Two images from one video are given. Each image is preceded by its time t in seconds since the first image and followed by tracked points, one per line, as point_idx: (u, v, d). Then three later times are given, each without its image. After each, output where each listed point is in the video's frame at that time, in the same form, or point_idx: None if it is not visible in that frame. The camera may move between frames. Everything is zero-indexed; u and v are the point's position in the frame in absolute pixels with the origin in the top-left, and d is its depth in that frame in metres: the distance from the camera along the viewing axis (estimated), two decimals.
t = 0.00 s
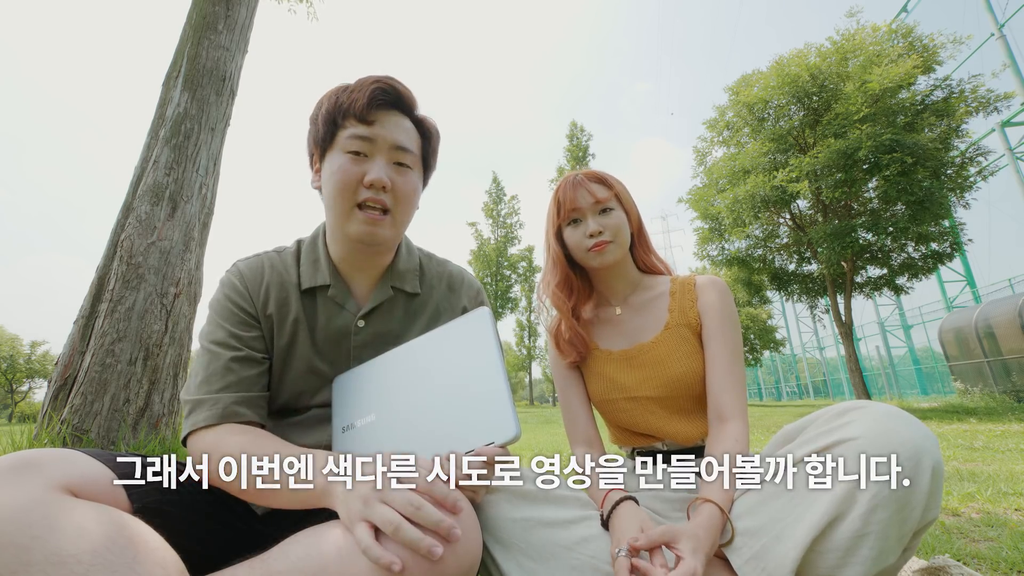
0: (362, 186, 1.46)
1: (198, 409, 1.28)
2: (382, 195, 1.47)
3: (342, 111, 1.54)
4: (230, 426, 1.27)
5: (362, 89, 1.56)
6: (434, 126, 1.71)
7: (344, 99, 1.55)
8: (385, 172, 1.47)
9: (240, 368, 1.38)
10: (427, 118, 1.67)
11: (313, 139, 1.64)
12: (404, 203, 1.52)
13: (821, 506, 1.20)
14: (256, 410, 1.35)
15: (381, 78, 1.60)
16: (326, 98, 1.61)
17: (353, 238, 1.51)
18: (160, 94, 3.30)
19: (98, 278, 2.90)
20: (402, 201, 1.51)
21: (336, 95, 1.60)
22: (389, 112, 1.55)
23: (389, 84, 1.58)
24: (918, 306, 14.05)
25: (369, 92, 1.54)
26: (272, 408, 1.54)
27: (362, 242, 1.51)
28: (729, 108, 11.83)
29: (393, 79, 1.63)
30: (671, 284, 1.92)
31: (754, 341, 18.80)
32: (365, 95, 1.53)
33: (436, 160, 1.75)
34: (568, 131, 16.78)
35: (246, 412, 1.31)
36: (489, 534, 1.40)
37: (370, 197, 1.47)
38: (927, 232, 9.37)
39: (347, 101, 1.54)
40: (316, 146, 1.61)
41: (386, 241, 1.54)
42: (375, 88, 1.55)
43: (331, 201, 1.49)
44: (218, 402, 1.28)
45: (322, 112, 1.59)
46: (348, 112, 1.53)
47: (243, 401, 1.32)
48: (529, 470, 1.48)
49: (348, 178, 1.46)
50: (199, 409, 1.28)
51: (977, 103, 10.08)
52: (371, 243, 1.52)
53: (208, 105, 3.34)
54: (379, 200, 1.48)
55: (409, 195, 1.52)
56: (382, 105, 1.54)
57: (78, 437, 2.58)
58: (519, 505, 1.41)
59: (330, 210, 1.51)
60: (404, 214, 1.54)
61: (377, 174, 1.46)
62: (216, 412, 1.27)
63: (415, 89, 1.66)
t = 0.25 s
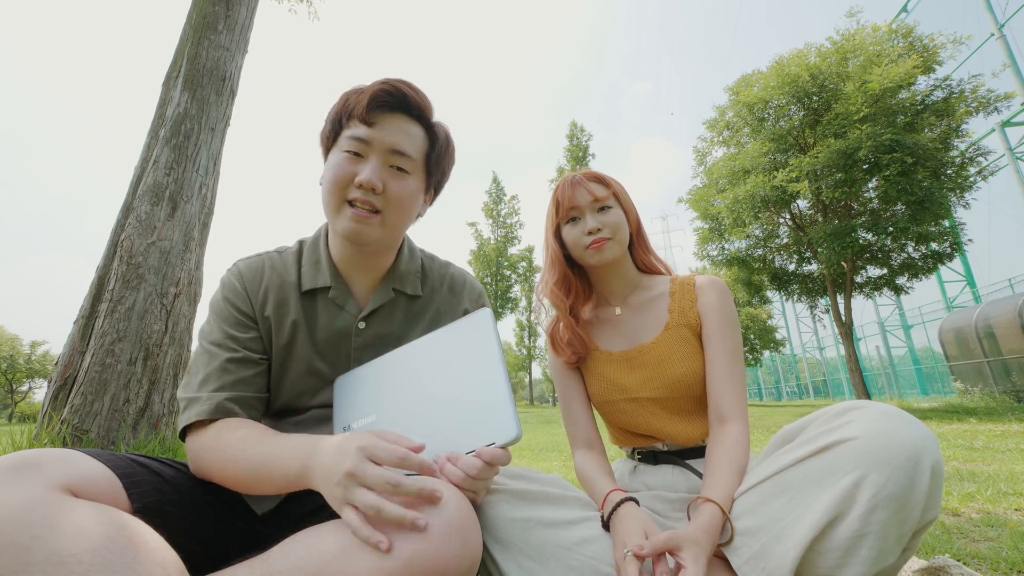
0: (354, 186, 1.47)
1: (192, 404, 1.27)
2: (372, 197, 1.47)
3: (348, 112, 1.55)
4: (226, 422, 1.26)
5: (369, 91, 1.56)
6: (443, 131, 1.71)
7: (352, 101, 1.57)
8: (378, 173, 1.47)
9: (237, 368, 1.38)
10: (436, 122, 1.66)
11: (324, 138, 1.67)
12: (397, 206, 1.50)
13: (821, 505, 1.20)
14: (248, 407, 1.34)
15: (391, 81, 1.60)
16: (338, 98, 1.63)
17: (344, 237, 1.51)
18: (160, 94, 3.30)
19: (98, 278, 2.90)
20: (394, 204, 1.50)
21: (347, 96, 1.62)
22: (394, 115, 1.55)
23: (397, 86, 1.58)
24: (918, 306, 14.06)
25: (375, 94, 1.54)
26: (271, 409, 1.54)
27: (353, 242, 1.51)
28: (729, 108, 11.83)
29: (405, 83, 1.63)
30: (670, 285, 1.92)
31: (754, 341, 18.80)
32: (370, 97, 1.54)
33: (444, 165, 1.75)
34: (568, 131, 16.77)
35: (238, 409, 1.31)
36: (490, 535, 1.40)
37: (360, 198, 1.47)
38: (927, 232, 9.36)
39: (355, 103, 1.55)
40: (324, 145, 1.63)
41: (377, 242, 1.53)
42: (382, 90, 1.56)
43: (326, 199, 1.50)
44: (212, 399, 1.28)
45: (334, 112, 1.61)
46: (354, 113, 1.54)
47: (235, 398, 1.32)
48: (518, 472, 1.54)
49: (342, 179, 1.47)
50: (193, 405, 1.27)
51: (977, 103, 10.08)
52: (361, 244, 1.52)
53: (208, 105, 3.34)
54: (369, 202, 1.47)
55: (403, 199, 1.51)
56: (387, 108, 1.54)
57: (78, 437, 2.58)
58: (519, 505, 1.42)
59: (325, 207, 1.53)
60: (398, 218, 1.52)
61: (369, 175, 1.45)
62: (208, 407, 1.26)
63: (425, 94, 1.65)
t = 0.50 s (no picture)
0: (370, 192, 1.46)
1: (189, 399, 1.29)
2: (389, 204, 1.47)
3: (363, 114, 1.53)
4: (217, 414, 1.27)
5: (386, 93, 1.55)
6: (455, 134, 1.70)
7: (367, 102, 1.55)
8: (395, 180, 1.46)
9: (233, 365, 1.40)
10: (449, 126, 1.65)
11: (333, 136, 1.65)
12: (413, 213, 1.51)
13: (822, 504, 1.20)
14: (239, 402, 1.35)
15: (406, 84, 1.58)
16: (351, 98, 1.61)
17: (357, 242, 1.51)
18: (160, 94, 3.30)
19: (98, 278, 2.90)
20: (409, 211, 1.50)
21: (360, 97, 1.60)
22: (410, 119, 1.53)
23: (413, 90, 1.57)
24: (918, 306, 14.06)
25: (391, 97, 1.53)
26: (269, 407, 1.53)
27: (366, 247, 1.51)
28: (729, 108, 11.83)
29: (420, 86, 1.61)
30: (671, 285, 1.92)
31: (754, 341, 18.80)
32: (388, 101, 1.52)
33: (455, 168, 1.74)
34: (568, 131, 16.76)
35: (231, 402, 1.32)
36: (490, 535, 1.40)
37: (377, 204, 1.46)
38: (927, 232, 9.36)
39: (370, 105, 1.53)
40: (335, 146, 1.61)
41: (390, 247, 1.53)
42: (398, 93, 1.54)
43: (341, 203, 1.49)
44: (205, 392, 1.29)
45: (346, 112, 1.59)
46: (369, 116, 1.52)
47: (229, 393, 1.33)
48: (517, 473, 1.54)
49: (358, 183, 1.46)
50: (189, 400, 1.29)
51: (977, 103, 10.08)
52: (375, 249, 1.52)
53: (208, 105, 3.34)
54: (386, 208, 1.47)
55: (418, 206, 1.51)
56: (404, 112, 1.53)
57: (78, 437, 2.58)
58: (519, 505, 1.42)
59: (338, 210, 1.52)
60: (412, 224, 1.53)
61: (386, 182, 1.45)
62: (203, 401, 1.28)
63: (438, 96, 1.64)
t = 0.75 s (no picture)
0: (383, 197, 1.46)
1: (203, 406, 1.29)
2: (402, 207, 1.47)
3: (369, 116, 1.52)
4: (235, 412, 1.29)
5: (390, 95, 1.53)
6: (460, 133, 1.69)
7: (371, 104, 1.53)
8: (407, 184, 1.46)
9: (245, 368, 1.40)
10: (455, 126, 1.65)
11: (337, 138, 1.63)
12: (425, 215, 1.51)
13: (822, 504, 1.20)
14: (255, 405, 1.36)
15: (410, 84, 1.57)
16: (355, 98, 1.59)
17: (370, 246, 1.51)
18: (160, 94, 3.30)
19: (98, 278, 2.90)
20: (421, 214, 1.51)
21: (363, 97, 1.58)
22: (417, 121, 1.53)
23: (418, 91, 1.56)
24: (918, 306, 14.06)
25: (397, 99, 1.52)
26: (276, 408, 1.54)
27: (379, 250, 1.51)
28: (729, 108, 11.82)
29: (423, 85, 1.61)
30: (671, 285, 1.92)
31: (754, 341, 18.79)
32: (395, 103, 1.51)
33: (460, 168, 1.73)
34: (568, 131, 16.74)
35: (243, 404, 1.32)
36: (490, 534, 1.41)
37: (390, 208, 1.46)
38: (927, 232, 9.36)
39: (375, 107, 1.52)
40: (339, 147, 1.60)
41: (403, 250, 1.53)
42: (403, 95, 1.53)
43: (352, 207, 1.49)
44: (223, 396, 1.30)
45: (350, 113, 1.57)
46: (375, 119, 1.51)
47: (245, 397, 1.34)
48: (519, 471, 1.52)
49: (370, 188, 1.46)
50: (205, 406, 1.29)
51: (977, 103, 10.07)
52: (388, 252, 1.52)
53: (208, 105, 3.34)
54: (399, 212, 1.47)
55: (430, 208, 1.52)
56: (410, 114, 1.52)
57: (78, 437, 2.58)
58: (519, 505, 1.43)
59: (348, 214, 1.51)
60: (425, 226, 1.53)
61: (399, 187, 1.45)
62: (218, 403, 1.29)
63: (442, 96, 1.63)
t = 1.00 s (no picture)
0: (385, 196, 1.45)
1: (199, 408, 1.28)
2: (403, 208, 1.45)
3: (382, 116, 1.53)
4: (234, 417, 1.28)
5: (406, 98, 1.55)
6: (472, 140, 1.70)
7: (387, 104, 1.55)
8: (411, 185, 1.46)
9: (243, 370, 1.39)
10: (467, 133, 1.66)
11: (349, 136, 1.65)
12: (425, 218, 1.50)
13: (823, 504, 1.20)
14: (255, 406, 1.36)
15: (427, 88, 1.59)
16: (371, 98, 1.61)
17: (368, 246, 1.49)
18: (160, 94, 3.30)
19: (98, 278, 2.90)
20: (422, 218, 1.49)
21: (380, 96, 1.60)
22: (428, 125, 1.53)
23: (434, 97, 1.57)
24: (918, 306, 14.06)
25: (412, 101, 1.53)
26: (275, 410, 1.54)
27: (375, 250, 1.50)
28: (729, 108, 11.82)
29: (439, 91, 1.62)
30: (671, 285, 1.92)
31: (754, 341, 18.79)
32: (409, 105, 1.52)
33: (468, 176, 1.73)
34: (568, 131, 16.73)
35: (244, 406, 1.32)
36: (490, 535, 1.41)
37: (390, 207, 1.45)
38: (927, 232, 9.36)
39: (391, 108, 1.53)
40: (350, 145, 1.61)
41: (400, 252, 1.52)
42: (418, 97, 1.55)
43: (354, 203, 1.48)
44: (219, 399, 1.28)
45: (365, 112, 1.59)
46: (388, 119, 1.52)
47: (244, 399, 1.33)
48: (519, 471, 1.52)
49: (373, 186, 1.45)
50: (201, 408, 1.28)
51: (977, 103, 10.07)
52: (385, 251, 1.50)
53: (208, 105, 3.34)
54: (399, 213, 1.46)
55: (431, 212, 1.50)
56: (422, 116, 1.52)
57: (78, 437, 2.58)
58: (519, 505, 1.43)
59: (350, 211, 1.51)
60: (424, 229, 1.52)
61: (402, 186, 1.44)
62: (215, 407, 1.27)
63: (457, 104, 1.65)
